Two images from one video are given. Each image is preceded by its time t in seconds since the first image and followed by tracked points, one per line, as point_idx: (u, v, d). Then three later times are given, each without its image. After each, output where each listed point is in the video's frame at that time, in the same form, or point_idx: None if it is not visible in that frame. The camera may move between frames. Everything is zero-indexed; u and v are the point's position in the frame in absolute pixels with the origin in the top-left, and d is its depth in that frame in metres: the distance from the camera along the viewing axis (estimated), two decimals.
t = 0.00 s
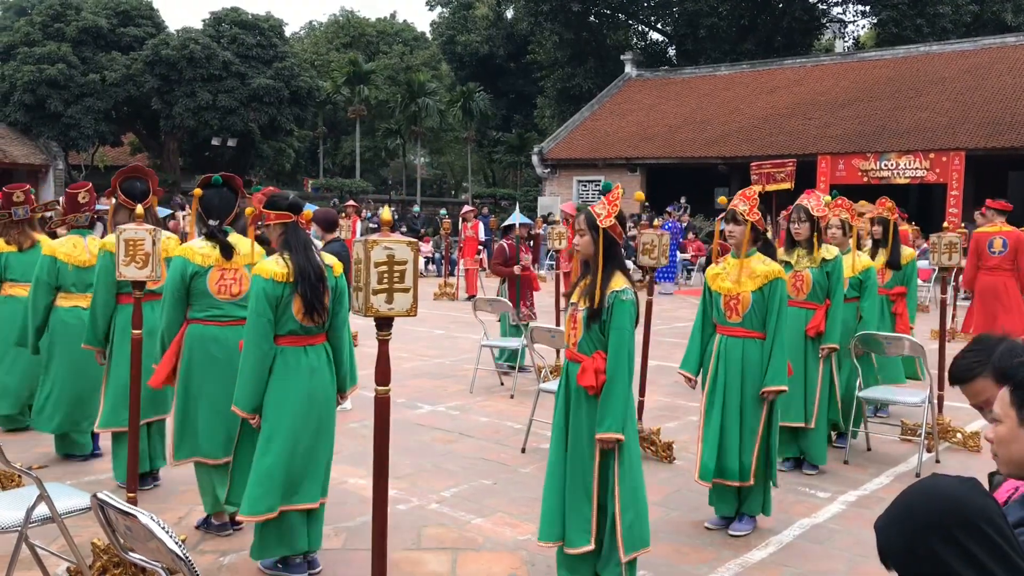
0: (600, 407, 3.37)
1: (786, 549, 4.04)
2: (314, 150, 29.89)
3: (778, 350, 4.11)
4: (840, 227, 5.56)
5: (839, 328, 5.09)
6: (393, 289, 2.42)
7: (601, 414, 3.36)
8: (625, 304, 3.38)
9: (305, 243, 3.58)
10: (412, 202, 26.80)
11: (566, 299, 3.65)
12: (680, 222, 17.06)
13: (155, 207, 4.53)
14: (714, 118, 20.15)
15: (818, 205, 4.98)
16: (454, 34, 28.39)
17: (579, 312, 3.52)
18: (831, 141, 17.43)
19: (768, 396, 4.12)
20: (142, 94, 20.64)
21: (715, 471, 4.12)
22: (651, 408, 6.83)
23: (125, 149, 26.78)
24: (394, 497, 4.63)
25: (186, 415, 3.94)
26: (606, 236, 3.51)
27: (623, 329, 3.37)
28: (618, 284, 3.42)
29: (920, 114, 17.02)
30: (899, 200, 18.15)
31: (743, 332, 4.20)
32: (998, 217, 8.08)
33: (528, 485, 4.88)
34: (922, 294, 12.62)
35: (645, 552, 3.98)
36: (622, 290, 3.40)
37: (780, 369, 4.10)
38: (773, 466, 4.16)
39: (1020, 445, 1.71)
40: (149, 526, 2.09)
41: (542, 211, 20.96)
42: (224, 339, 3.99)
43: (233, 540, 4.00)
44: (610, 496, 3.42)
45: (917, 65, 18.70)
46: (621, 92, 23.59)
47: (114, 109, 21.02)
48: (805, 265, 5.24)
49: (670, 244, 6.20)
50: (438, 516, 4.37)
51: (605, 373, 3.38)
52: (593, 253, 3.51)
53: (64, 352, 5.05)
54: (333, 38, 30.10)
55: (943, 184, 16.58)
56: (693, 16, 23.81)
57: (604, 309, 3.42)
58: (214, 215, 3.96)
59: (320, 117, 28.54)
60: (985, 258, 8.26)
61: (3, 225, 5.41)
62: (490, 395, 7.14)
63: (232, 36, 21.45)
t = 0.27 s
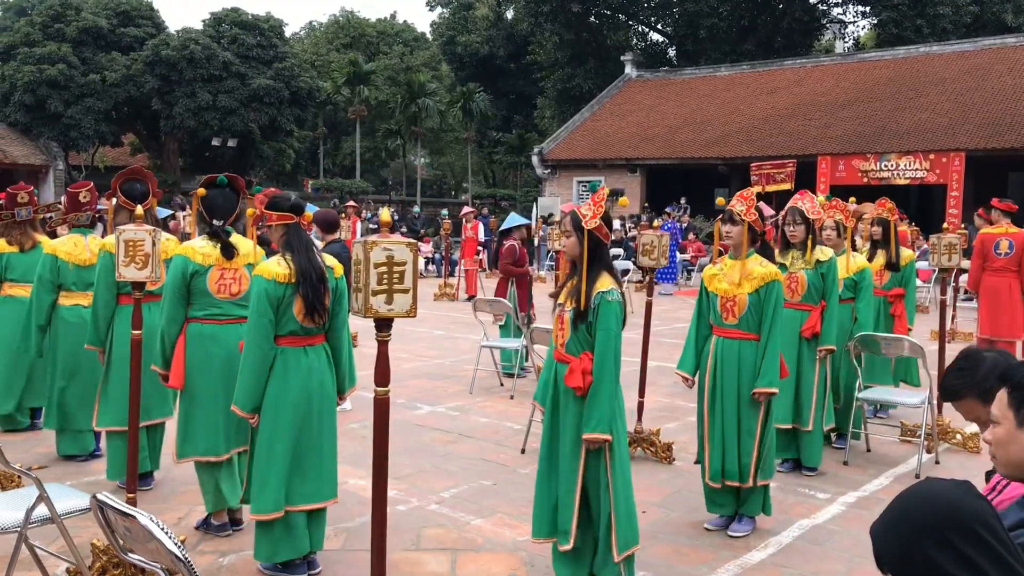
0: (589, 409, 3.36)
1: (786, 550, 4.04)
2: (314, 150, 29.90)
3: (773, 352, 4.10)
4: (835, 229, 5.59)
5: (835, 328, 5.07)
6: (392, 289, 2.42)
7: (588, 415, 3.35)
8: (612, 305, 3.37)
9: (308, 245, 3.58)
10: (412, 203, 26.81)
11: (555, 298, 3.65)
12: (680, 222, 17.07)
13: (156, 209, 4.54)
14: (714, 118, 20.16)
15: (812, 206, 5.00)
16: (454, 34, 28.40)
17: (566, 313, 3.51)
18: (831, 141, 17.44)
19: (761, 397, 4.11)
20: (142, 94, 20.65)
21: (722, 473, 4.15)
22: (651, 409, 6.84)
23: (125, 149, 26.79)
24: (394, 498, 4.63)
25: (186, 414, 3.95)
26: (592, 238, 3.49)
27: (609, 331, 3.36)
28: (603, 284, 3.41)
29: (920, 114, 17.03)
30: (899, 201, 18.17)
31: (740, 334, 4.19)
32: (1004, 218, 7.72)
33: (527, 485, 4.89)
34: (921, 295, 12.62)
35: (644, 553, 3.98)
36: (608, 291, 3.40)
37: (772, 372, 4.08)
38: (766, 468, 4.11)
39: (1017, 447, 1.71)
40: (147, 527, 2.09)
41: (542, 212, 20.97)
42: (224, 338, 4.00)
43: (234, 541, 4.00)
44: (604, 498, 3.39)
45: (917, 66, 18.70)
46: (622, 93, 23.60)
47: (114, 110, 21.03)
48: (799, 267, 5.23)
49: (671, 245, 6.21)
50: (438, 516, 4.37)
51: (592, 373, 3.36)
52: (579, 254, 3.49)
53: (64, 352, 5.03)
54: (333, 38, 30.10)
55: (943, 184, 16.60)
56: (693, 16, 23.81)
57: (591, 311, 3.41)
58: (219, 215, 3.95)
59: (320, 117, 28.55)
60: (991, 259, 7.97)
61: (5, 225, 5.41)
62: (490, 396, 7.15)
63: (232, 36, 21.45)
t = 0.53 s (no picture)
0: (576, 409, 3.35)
1: (785, 550, 4.05)
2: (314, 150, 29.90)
3: (767, 353, 4.07)
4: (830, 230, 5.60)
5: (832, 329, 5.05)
6: (392, 291, 2.43)
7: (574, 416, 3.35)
8: (601, 306, 3.37)
9: (309, 247, 3.57)
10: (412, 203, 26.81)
11: (545, 299, 3.64)
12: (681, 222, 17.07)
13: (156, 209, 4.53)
14: (714, 118, 20.16)
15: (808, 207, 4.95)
16: (455, 34, 28.40)
17: (555, 315, 3.51)
18: (831, 141, 17.45)
19: (754, 398, 4.09)
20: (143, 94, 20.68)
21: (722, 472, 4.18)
22: (652, 409, 6.84)
23: (126, 149, 26.80)
24: (394, 498, 4.63)
25: (188, 414, 3.95)
26: (580, 239, 3.49)
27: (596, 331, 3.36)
28: (593, 285, 3.40)
29: (920, 114, 17.03)
30: (900, 201, 18.18)
31: (735, 335, 4.17)
32: (1009, 219, 7.73)
33: (527, 486, 4.89)
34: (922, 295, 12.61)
35: (644, 553, 3.99)
36: (596, 293, 3.39)
37: (764, 372, 4.07)
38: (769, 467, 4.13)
39: (1017, 448, 1.71)
40: (148, 528, 2.10)
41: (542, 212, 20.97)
42: (226, 340, 4.00)
43: (235, 541, 4.01)
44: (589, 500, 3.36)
45: (917, 65, 18.70)
46: (622, 93, 23.60)
47: (114, 110, 21.04)
48: (795, 269, 5.19)
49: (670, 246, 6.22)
50: (438, 517, 4.38)
51: (579, 374, 3.35)
52: (567, 255, 3.49)
53: (67, 354, 5.05)
54: (333, 38, 30.09)
55: (944, 184, 16.60)
56: (693, 16, 23.81)
57: (579, 312, 3.40)
58: (227, 216, 3.96)
59: (320, 117, 28.54)
60: (993, 260, 7.96)
61: (8, 225, 5.42)
62: (490, 396, 7.15)
63: (232, 36, 21.45)
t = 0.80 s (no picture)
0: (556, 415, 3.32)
1: (784, 551, 4.05)
2: (313, 149, 29.88)
3: (764, 356, 4.05)
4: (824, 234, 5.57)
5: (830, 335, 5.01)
6: (389, 293, 2.42)
7: (553, 422, 3.32)
8: (581, 310, 3.33)
9: (308, 254, 3.60)
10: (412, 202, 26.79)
11: (532, 302, 3.61)
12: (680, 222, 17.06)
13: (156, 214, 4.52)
14: (714, 118, 20.16)
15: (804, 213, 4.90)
16: (453, 34, 28.40)
17: (539, 319, 3.48)
18: (830, 140, 17.45)
19: (751, 401, 4.06)
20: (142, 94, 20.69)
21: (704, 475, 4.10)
22: (652, 410, 6.84)
23: (125, 149, 26.77)
24: (393, 500, 4.63)
25: (191, 417, 3.96)
26: (564, 243, 3.46)
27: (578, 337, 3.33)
28: (578, 289, 3.37)
29: (920, 113, 17.03)
30: (899, 200, 18.18)
31: (728, 339, 4.16)
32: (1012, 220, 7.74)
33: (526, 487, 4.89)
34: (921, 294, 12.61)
35: (642, 554, 3.98)
36: (579, 297, 3.35)
37: (763, 375, 4.04)
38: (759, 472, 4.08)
39: (1016, 450, 1.71)
40: (145, 532, 2.10)
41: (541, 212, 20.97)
42: (224, 344, 3.99)
43: (233, 543, 4.00)
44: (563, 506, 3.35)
45: (915, 65, 18.71)
46: (621, 92, 23.60)
47: (113, 110, 21.02)
48: (791, 274, 5.08)
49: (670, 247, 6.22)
50: (436, 518, 4.38)
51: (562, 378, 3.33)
52: (551, 260, 3.47)
53: (66, 355, 5.07)
54: (332, 38, 30.07)
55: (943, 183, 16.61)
56: (692, 15, 23.81)
57: (561, 316, 3.38)
58: (226, 220, 3.97)
59: (319, 117, 28.52)
60: (995, 261, 7.99)
61: (8, 227, 5.41)
62: (489, 397, 7.15)
63: (231, 36, 21.44)
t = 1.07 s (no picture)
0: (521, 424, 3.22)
1: (782, 554, 4.05)
2: (313, 149, 29.87)
3: (754, 367, 3.95)
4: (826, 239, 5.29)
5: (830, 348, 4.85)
6: (386, 298, 2.42)
7: (522, 429, 3.21)
8: (548, 317, 3.23)
9: (294, 260, 3.62)
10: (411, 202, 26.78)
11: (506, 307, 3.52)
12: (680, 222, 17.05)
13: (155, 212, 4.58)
14: (714, 117, 20.16)
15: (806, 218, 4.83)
16: (453, 33, 28.40)
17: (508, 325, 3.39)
18: (829, 140, 17.45)
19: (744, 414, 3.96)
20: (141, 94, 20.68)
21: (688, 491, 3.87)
22: (650, 411, 6.83)
23: (124, 149, 26.74)
24: (391, 502, 4.63)
25: (185, 417, 3.99)
26: (534, 248, 3.36)
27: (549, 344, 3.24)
28: (546, 296, 3.28)
29: (919, 113, 17.03)
30: (899, 200, 18.18)
31: (714, 348, 4.04)
32: (1018, 222, 7.74)
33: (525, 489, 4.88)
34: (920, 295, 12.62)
35: (640, 557, 3.98)
36: (546, 304, 3.25)
37: (755, 389, 3.95)
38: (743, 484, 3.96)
39: (1012, 458, 1.71)
40: (140, 538, 2.09)
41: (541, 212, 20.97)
42: (213, 346, 3.99)
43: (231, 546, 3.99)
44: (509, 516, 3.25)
45: (915, 65, 18.71)
46: (621, 92, 23.59)
47: (113, 110, 21.00)
48: (793, 282, 4.95)
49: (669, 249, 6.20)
50: (435, 521, 4.37)
51: (528, 385, 3.22)
52: (523, 266, 3.38)
53: (64, 356, 5.10)
54: (332, 38, 30.05)
55: (942, 183, 16.61)
56: (692, 15, 23.82)
57: (527, 322, 3.29)
58: (216, 224, 3.93)
59: (318, 116, 28.51)
60: (998, 263, 8.00)
61: (6, 229, 5.39)
62: (488, 398, 7.15)
63: (231, 36, 21.43)
